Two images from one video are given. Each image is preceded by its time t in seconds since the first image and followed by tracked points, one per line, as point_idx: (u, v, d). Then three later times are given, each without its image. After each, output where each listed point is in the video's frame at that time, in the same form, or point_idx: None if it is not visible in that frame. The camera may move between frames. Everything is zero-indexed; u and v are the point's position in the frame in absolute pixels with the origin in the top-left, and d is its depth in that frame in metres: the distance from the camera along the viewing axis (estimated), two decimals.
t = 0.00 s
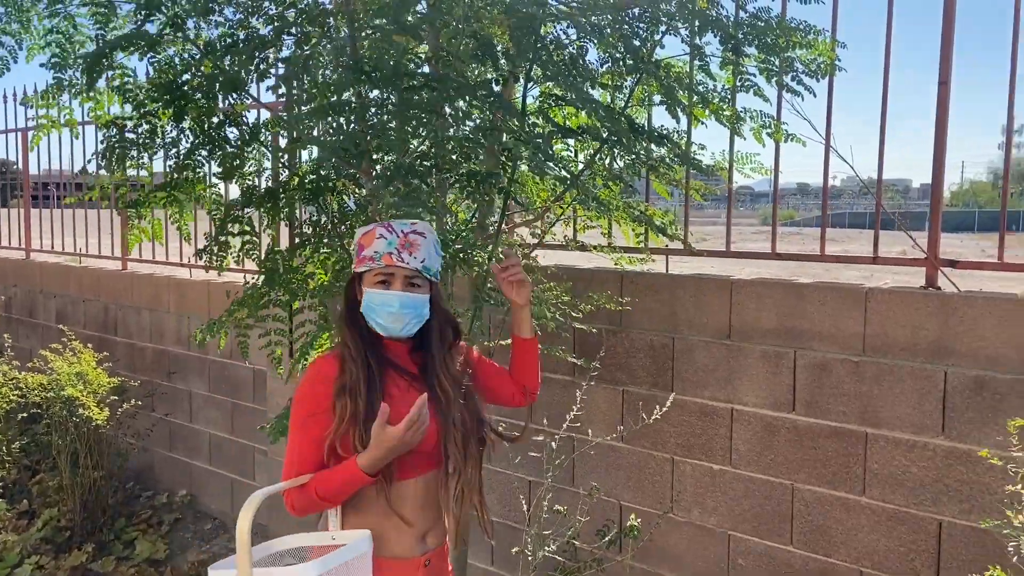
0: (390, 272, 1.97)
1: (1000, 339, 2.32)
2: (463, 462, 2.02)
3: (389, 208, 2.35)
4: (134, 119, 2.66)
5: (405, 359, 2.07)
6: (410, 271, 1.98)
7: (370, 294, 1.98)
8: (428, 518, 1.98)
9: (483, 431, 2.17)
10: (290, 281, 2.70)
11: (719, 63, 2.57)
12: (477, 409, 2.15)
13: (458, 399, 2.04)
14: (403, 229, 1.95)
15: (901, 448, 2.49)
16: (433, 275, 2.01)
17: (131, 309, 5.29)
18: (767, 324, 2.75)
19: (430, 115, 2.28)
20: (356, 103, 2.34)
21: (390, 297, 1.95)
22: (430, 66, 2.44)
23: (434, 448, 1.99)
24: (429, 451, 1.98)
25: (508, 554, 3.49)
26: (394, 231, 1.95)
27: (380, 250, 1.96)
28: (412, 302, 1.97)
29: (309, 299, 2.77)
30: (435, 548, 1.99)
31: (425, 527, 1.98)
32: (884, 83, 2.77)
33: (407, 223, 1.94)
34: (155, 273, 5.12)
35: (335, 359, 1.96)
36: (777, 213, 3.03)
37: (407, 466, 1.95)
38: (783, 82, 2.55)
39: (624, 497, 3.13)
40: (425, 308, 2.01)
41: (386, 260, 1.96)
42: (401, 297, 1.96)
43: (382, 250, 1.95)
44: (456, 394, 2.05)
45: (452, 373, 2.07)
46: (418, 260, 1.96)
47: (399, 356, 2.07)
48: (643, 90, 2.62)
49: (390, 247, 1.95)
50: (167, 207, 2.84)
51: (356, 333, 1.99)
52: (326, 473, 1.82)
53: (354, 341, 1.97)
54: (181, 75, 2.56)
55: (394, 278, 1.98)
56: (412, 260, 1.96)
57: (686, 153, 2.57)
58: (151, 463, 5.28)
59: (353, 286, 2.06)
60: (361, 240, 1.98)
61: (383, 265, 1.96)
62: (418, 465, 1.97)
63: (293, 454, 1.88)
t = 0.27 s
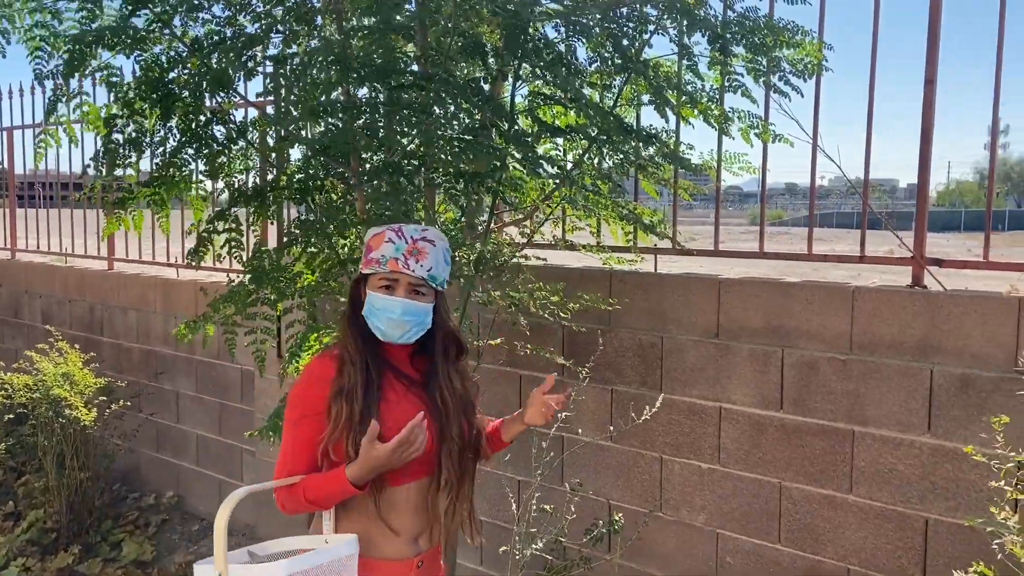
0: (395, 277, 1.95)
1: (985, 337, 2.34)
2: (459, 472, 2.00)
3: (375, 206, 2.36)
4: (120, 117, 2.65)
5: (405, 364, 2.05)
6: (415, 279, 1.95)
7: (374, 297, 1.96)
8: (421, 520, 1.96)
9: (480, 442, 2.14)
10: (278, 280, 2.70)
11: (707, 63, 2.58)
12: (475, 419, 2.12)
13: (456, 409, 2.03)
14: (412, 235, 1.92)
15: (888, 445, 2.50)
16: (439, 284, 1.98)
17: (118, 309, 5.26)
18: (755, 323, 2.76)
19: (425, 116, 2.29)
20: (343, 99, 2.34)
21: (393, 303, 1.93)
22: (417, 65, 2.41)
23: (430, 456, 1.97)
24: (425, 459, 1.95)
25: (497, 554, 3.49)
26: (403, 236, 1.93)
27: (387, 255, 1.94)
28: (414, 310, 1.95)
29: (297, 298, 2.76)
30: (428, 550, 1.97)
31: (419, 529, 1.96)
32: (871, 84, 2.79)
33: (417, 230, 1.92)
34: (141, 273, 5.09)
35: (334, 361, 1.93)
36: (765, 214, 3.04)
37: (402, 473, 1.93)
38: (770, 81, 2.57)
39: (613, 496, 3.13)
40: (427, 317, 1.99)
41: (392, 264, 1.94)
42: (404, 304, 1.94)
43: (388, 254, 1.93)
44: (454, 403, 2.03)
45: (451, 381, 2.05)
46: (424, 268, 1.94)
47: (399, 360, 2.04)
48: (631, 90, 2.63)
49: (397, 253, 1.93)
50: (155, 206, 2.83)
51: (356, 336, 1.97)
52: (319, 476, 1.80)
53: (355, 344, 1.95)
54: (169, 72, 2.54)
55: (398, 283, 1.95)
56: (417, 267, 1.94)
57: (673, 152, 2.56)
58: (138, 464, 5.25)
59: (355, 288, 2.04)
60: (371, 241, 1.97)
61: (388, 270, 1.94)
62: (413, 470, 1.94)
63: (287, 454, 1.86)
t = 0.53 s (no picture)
0: (398, 279, 1.93)
1: (971, 335, 2.36)
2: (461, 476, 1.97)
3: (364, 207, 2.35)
4: (106, 114, 2.63)
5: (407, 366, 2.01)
6: (419, 279, 1.93)
7: (377, 300, 1.94)
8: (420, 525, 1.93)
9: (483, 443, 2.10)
10: (266, 278, 2.70)
11: (695, 61, 2.58)
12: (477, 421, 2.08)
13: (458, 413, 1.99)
14: (415, 236, 1.90)
15: (874, 443, 2.51)
16: (442, 284, 1.96)
17: (104, 309, 5.23)
18: (742, 321, 2.77)
19: (412, 111, 2.25)
20: (331, 97, 2.32)
21: (396, 306, 1.92)
22: (405, 61, 2.43)
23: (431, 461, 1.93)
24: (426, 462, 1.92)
25: (485, 552, 3.49)
26: (405, 236, 1.90)
27: (389, 256, 1.92)
28: (418, 312, 1.93)
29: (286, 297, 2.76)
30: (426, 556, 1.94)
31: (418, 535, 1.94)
32: (857, 83, 2.80)
33: (418, 229, 1.89)
34: (128, 272, 5.05)
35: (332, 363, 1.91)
36: (753, 213, 3.05)
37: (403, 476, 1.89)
38: (757, 80, 2.57)
39: (602, 494, 3.13)
40: (430, 318, 1.98)
41: (395, 265, 1.92)
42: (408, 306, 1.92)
43: (391, 255, 1.91)
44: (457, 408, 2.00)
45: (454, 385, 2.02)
46: (428, 268, 1.92)
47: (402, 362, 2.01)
48: (620, 88, 2.63)
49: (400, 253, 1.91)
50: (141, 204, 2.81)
51: (356, 337, 1.94)
52: (312, 485, 1.78)
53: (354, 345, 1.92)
54: (156, 70, 2.52)
55: (401, 285, 1.93)
56: (421, 268, 1.92)
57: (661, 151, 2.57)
58: (125, 464, 5.22)
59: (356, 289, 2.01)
60: (371, 242, 1.94)
61: (391, 271, 1.92)
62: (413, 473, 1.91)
63: (284, 455, 1.83)
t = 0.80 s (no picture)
0: (409, 284, 1.89)
1: (956, 332, 2.38)
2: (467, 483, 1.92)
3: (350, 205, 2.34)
4: (93, 111, 2.61)
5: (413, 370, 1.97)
6: (431, 285, 1.89)
7: (387, 306, 1.89)
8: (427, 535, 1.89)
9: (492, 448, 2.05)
10: (254, 276, 2.70)
11: (683, 59, 2.59)
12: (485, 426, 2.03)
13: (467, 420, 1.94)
14: (427, 240, 1.86)
15: (861, 438, 2.53)
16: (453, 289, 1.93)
17: (92, 307, 5.20)
18: (731, 318, 2.78)
19: (399, 110, 2.25)
20: (321, 98, 2.32)
21: (408, 311, 1.88)
22: (394, 59, 2.43)
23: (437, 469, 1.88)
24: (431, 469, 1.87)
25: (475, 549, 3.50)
26: (417, 241, 1.86)
27: (400, 260, 1.88)
28: (430, 317, 1.89)
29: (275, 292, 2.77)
30: (434, 565, 1.91)
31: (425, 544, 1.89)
32: (845, 81, 2.82)
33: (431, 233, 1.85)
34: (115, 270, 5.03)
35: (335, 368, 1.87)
36: (743, 211, 3.07)
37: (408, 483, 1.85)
38: (746, 78, 2.57)
39: (592, 491, 3.14)
40: (441, 323, 1.94)
41: (406, 271, 1.87)
42: (421, 312, 1.88)
43: (403, 260, 1.87)
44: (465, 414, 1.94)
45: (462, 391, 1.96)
46: (441, 272, 1.88)
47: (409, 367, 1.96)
48: (608, 86, 2.63)
49: (412, 258, 1.86)
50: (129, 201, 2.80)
51: (360, 342, 1.90)
52: (311, 496, 1.74)
53: (358, 350, 1.88)
54: (143, 65, 2.50)
55: (412, 290, 1.89)
56: (434, 273, 1.88)
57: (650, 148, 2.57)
58: (113, 463, 5.19)
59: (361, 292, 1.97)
60: (381, 246, 1.89)
61: (403, 276, 1.88)
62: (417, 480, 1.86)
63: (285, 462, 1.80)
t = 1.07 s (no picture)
0: (410, 275, 1.86)
1: (944, 327, 2.39)
2: (472, 481, 1.86)
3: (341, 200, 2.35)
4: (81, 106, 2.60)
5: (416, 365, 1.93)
6: (433, 275, 1.87)
7: (389, 298, 1.88)
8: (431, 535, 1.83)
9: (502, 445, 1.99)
10: (244, 273, 2.69)
11: (673, 55, 2.60)
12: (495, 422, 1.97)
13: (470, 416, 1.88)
14: (427, 230, 1.83)
15: (850, 433, 2.55)
16: (456, 278, 1.90)
17: (80, 304, 5.17)
18: (720, 314, 2.80)
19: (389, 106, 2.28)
20: (310, 94, 2.32)
21: (409, 304, 1.85)
22: (383, 54, 2.40)
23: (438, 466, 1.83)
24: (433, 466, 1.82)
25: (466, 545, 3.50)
26: (417, 231, 1.83)
27: (401, 251, 1.85)
28: (433, 309, 1.87)
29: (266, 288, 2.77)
30: (441, 567, 1.84)
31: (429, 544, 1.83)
32: (833, 78, 2.83)
33: (430, 223, 1.82)
34: (104, 267, 5.00)
35: (335, 365, 1.87)
36: (732, 208, 3.08)
37: (409, 481, 1.81)
38: (735, 73, 2.58)
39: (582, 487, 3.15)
40: (445, 314, 1.91)
41: (407, 262, 1.85)
42: (423, 304, 1.86)
43: (403, 251, 1.84)
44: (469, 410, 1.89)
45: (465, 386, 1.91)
46: (443, 263, 1.85)
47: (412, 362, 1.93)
48: (599, 81, 2.64)
49: (412, 249, 1.83)
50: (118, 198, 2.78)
51: (360, 337, 1.89)
52: (313, 494, 1.73)
53: (357, 345, 1.87)
54: (132, 61, 2.49)
55: (415, 282, 1.87)
56: (435, 263, 1.86)
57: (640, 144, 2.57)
58: (102, 461, 5.17)
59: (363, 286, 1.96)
60: (381, 236, 1.86)
61: (404, 267, 1.85)
62: (419, 478, 1.82)
63: (287, 458, 1.80)
